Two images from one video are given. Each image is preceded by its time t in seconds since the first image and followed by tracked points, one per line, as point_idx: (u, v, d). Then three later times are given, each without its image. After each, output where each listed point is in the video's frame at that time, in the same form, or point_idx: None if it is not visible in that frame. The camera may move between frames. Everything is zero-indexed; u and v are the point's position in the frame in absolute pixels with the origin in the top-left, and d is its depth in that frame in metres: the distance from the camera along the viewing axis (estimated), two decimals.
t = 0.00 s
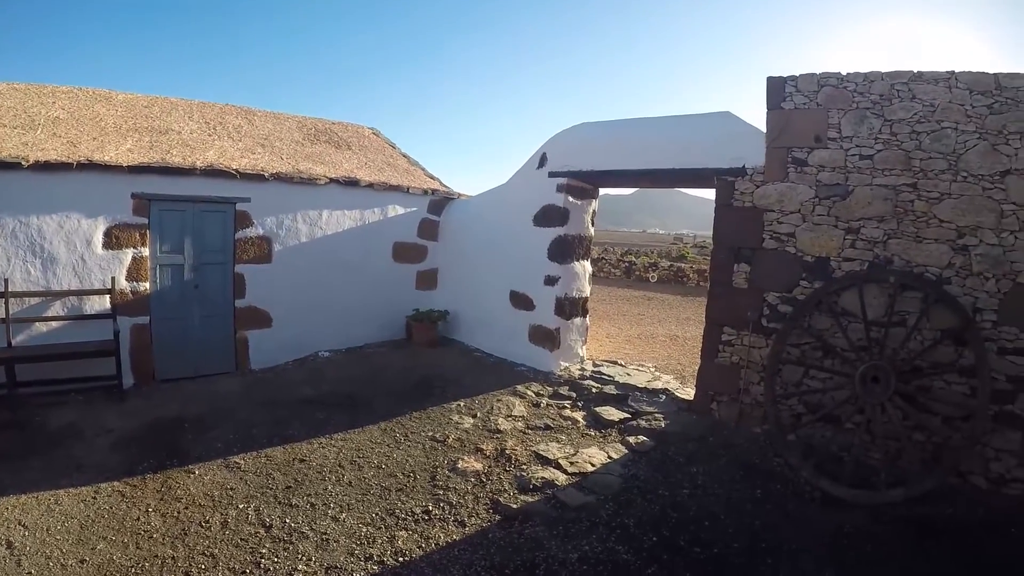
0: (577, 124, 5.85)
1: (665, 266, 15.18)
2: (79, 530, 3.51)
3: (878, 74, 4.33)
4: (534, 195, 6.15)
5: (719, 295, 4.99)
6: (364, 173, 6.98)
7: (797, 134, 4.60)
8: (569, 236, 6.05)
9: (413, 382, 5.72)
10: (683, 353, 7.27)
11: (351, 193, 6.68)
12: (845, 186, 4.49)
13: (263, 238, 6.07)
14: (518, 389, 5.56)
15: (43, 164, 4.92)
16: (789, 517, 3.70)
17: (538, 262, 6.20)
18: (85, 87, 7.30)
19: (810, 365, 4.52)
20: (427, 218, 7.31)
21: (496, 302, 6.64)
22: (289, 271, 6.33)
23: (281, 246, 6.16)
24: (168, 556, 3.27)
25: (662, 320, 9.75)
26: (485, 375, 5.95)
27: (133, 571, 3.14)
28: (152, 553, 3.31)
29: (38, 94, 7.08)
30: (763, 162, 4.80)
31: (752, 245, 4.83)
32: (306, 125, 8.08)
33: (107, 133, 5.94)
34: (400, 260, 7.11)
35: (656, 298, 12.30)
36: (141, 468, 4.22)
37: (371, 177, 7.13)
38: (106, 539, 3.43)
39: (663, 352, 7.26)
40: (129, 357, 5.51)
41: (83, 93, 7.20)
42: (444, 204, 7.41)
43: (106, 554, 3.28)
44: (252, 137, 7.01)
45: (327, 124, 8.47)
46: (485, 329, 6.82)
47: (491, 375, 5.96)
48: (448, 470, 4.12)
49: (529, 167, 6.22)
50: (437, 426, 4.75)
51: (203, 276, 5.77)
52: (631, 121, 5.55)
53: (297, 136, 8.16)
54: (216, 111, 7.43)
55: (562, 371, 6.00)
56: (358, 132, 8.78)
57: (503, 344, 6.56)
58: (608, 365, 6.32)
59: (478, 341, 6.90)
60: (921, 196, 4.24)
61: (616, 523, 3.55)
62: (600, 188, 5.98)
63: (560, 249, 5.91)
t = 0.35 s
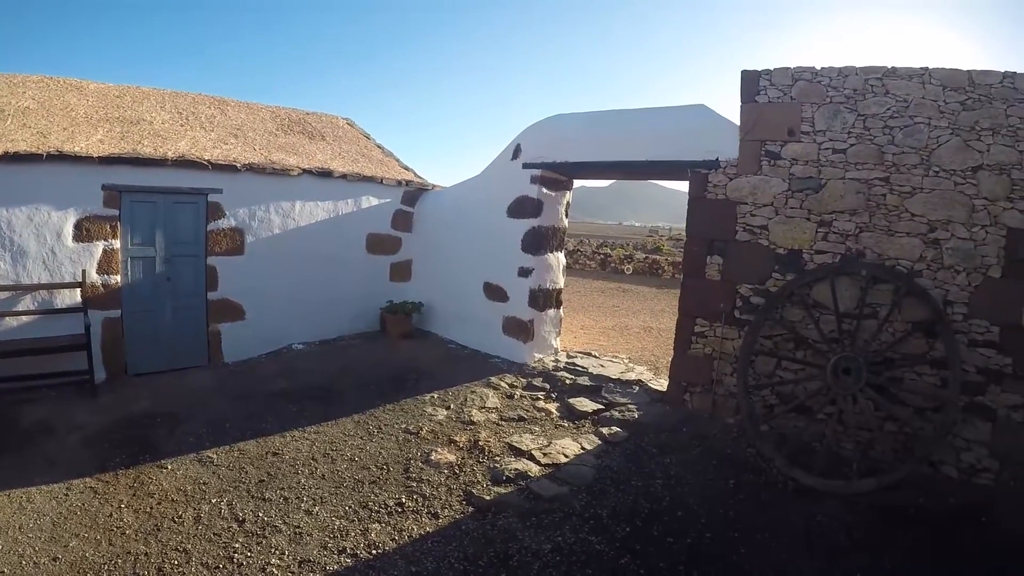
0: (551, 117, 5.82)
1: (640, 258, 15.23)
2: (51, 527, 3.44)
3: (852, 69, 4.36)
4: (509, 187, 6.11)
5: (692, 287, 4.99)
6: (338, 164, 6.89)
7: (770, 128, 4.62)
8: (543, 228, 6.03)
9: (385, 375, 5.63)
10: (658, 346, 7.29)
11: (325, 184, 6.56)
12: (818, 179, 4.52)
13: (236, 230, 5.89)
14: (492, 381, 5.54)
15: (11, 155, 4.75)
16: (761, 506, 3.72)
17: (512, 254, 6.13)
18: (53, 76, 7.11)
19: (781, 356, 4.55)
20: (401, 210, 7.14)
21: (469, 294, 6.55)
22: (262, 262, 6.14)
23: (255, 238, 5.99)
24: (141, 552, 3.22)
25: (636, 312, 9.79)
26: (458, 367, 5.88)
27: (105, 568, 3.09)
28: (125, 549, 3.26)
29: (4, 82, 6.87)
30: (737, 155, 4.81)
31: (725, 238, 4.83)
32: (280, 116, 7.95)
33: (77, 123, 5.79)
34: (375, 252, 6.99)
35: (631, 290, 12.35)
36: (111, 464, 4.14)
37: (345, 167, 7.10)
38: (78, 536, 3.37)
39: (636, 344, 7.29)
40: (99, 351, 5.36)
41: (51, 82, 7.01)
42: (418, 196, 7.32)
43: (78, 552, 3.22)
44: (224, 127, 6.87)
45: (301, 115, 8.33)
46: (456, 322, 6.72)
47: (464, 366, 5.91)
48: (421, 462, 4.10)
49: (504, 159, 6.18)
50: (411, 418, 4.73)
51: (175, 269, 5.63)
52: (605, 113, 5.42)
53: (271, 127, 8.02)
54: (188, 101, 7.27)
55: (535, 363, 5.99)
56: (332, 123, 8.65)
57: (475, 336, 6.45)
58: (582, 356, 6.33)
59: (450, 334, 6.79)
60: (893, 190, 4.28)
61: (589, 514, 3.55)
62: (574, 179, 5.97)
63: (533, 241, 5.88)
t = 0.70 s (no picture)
0: (533, 116, 5.80)
1: (623, 259, 15.25)
2: (30, 531, 3.39)
3: (833, 71, 4.38)
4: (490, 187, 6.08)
5: (673, 287, 4.99)
6: (320, 164, 6.82)
7: (751, 129, 4.64)
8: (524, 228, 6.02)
9: (366, 375, 5.58)
10: (640, 346, 7.30)
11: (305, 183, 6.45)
12: (798, 180, 4.53)
13: (216, 231, 5.83)
14: (473, 382, 5.53)
15: None
16: (742, 506, 3.73)
17: (493, 255, 6.10)
18: (32, 73, 7.00)
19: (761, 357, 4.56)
20: (383, 210, 7.07)
21: (451, 294, 6.50)
22: (244, 263, 6.06)
23: (235, 239, 5.88)
24: (121, 556, 3.18)
25: (619, 312, 9.82)
26: (439, 368, 5.84)
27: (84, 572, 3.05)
28: (104, 553, 3.22)
29: None
30: (717, 156, 4.82)
31: (705, 239, 4.83)
32: (262, 115, 7.88)
33: (58, 122, 5.70)
34: (355, 253, 6.90)
35: (615, 291, 12.36)
36: (91, 467, 4.09)
37: (327, 167, 7.05)
38: (58, 540, 3.32)
39: (618, 345, 7.30)
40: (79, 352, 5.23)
41: (30, 79, 6.89)
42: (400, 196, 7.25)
43: (58, 555, 3.18)
44: (206, 126, 6.80)
45: (283, 114, 8.25)
46: (437, 323, 6.68)
47: (445, 367, 5.87)
48: (402, 463, 4.08)
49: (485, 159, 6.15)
50: (392, 420, 4.70)
51: (156, 270, 5.53)
52: (586, 113, 5.41)
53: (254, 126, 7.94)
54: (170, 100, 7.19)
55: (517, 364, 5.99)
56: (314, 122, 8.58)
57: (458, 337, 6.43)
58: (564, 356, 6.33)
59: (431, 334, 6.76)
60: (873, 192, 4.30)
61: (570, 514, 3.54)
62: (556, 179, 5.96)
63: (515, 241, 5.87)
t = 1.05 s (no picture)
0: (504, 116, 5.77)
1: (595, 259, 15.31)
2: None
3: (802, 73, 4.41)
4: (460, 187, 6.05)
5: (642, 287, 4.98)
6: (291, 164, 6.72)
7: (720, 130, 4.65)
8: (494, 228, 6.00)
9: (337, 376, 5.53)
10: (611, 346, 7.33)
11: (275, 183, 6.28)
12: (767, 181, 4.56)
13: (185, 232, 5.66)
14: (444, 383, 5.49)
15: None
16: (714, 504, 3.74)
17: (463, 254, 6.06)
18: None
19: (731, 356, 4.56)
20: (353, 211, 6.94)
21: (422, 295, 6.43)
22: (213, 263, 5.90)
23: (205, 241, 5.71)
24: (88, 563, 3.12)
25: (591, 312, 9.85)
26: (410, 368, 5.79)
27: None
28: (72, 560, 3.14)
29: None
30: (687, 157, 4.84)
31: (675, 239, 4.84)
32: (232, 114, 7.76)
33: (25, 120, 5.52)
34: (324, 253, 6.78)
35: (588, 291, 12.38)
36: (58, 473, 3.95)
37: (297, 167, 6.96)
38: (25, 547, 3.23)
39: (589, 345, 7.32)
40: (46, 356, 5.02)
41: None
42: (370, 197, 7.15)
43: (26, 563, 3.09)
44: (176, 125, 6.66)
45: (254, 113, 8.13)
46: (407, 322, 6.61)
47: (415, 368, 5.83)
48: (372, 465, 4.05)
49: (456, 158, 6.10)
50: (363, 421, 4.67)
51: (125, 271, 5.37)
52: (561, 114, 5.40)
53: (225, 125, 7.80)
54: (140, 99, 7.05)
55: (488, 364, 5.97)
56: (286, 122, 8.47)
57: (430, 337, 6.37)
58: (535, 356, 6.34)
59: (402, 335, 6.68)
60: (842, 192, 4.34)
61: (540, 515, 3.53)
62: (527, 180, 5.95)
63: (485, 241, 5.84)
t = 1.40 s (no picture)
0: (477, 115, 5.75)
1: (571, 258, 15.33)
2: None
3: (774, 73, 4.45)
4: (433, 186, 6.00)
5: (615, 285, 4.97)
6: (264, 164, 6.62)
7: (693, 129, 4.67)
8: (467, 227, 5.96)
9: (311, 376, 5.48)
10: (585, 344, 7.34)
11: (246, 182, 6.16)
12: (739, 179, 4.58)
13: (157, 232, 5.47)
14: (419, 383, 5.47)
15: None
16: (689, 501, 3.74)
17: (436, 253, 6.01)
18: None
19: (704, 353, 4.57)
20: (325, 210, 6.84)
21: (395, 294, 6.37)
22: (187, 264, 5.73)
23: (175, 241, 5.58)
24: (58, 571, 3.04)
25: (567, 310, 9.88)
26: (383, 368, 5.75)
27: None
28: (42, 568, 3.06)
29: None
30: (660, 156, 4.84)
31: (648, 237, 4.83)
32: (205, 112, 7.64)
33: None
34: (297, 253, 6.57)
35: (563, 289, 12.39)
36: (29, 478, 3.81)
37: (271, 167, 6.87)
38: None
39: (563, 343, 7.33)
40: (14, 361, 4.80)
41: None
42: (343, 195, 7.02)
43: None
44: (147, 124, 6.53)
45: (227, 111, 8.01)
46: (380, 322, 6.54)
47: (389, 368, 5.78)
48: (346, 467, 4.02)
49: (429, 157, 6.06)
50: (336, 423, 4.62)
51: (95, 272, 5.17)
52: (539, 113, 5.39)
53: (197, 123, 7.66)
54: (111, 97, 6.90)
55: (462, 364, 5.94)
56: (259, 120, 8.36)
57: (403, 337, 6.32)
58: (509, 356, 6.33)
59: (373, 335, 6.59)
60: (814, 190, 4.37)
61: (514, 514, 3.51)
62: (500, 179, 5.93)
63: (457, 240, 5.81)
